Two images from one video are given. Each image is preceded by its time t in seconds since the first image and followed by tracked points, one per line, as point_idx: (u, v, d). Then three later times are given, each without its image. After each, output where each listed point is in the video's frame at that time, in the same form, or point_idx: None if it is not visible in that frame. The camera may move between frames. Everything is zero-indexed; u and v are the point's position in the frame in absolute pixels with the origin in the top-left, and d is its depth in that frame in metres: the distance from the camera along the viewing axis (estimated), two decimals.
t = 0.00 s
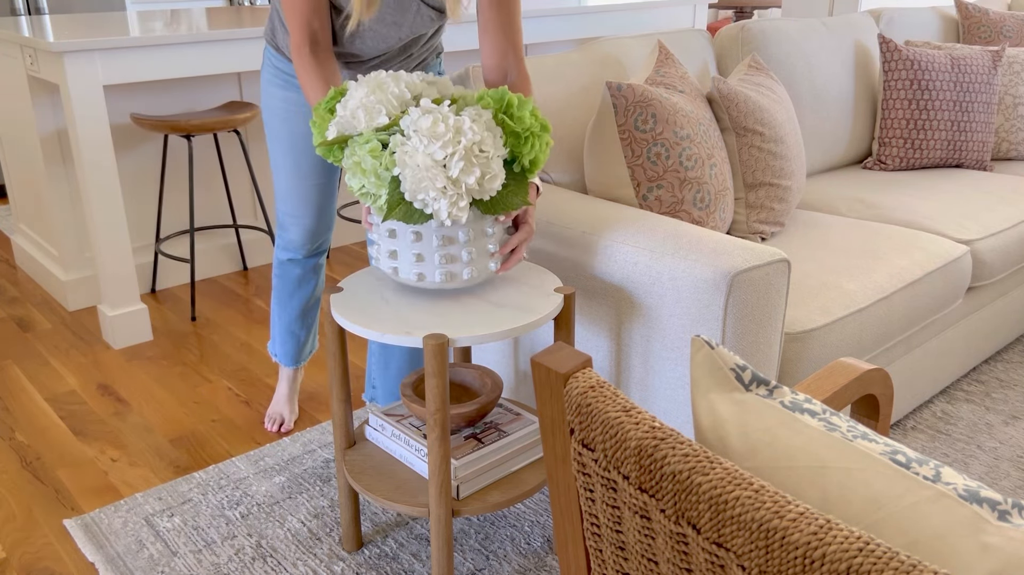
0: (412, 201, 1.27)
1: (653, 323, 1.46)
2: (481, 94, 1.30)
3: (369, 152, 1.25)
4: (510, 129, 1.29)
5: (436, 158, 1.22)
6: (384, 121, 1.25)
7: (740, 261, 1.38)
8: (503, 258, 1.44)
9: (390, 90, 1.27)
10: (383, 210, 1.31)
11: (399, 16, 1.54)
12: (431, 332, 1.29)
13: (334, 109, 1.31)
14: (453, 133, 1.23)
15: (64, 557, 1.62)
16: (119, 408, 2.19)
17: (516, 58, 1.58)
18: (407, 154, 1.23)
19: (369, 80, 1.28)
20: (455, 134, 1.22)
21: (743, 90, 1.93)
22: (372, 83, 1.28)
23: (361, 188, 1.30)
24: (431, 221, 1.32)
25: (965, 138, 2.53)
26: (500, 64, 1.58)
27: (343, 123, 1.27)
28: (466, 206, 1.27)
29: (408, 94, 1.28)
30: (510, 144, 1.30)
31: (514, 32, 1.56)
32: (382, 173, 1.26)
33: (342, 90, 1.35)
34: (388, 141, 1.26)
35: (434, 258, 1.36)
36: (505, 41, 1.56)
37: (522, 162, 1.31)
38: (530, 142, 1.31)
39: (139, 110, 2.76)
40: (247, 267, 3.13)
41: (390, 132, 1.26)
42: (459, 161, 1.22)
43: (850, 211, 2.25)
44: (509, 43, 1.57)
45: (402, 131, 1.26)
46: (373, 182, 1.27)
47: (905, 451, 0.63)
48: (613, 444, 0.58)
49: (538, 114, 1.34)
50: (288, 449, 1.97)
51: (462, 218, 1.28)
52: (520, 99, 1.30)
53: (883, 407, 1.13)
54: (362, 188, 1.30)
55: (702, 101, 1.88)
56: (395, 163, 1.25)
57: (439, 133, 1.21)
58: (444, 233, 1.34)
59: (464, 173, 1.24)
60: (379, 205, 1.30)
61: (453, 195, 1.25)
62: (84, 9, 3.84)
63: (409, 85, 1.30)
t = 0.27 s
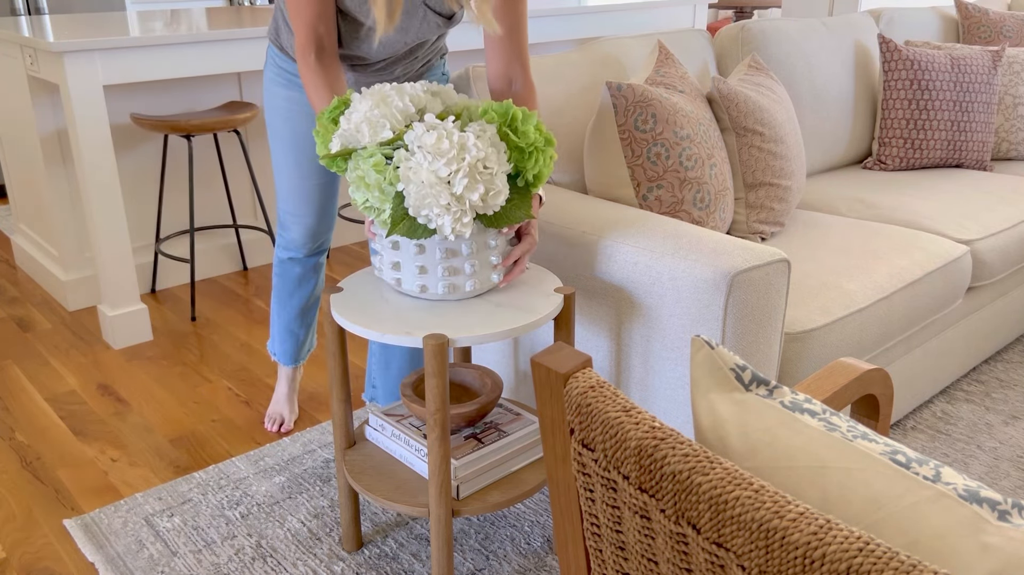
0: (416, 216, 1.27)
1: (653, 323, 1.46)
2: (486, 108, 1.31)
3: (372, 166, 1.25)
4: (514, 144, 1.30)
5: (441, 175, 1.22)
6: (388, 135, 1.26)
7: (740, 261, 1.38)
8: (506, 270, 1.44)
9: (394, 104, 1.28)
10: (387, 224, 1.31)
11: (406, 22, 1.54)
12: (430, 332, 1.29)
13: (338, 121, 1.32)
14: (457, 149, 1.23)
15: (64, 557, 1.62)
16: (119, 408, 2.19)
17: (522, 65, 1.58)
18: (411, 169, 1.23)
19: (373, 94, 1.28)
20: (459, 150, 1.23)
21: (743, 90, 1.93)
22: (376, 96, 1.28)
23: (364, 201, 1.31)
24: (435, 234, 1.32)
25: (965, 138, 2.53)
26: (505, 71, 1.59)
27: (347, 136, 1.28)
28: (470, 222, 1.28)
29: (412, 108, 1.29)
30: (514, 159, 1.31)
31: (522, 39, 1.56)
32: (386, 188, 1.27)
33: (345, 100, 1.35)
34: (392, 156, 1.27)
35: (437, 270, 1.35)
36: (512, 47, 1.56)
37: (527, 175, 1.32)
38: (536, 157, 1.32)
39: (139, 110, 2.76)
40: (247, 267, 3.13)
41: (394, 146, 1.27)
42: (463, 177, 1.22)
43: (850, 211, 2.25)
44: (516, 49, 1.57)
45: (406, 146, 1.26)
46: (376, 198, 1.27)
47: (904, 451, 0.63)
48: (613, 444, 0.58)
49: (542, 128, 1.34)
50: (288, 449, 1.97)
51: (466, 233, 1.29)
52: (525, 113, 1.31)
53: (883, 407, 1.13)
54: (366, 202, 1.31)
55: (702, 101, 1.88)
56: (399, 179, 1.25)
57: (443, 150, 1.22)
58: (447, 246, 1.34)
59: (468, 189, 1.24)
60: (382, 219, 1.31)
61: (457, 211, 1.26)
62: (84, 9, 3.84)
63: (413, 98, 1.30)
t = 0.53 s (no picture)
0: (418, 211, 1.27)
1: (653, 323, 1.46)
2: (486, 107, 1.31)
3: (374, 162, 1.25)
4: (516, 141, 1.30)
5: (443, 166, 1.22)
6: (389, 132, 1.26)
7: (740, 261, 1.38)
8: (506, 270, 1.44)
9: (396, 102, 1.29)
10: (388, 221, 1.31)
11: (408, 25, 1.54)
12: (430, 332, 1.29)
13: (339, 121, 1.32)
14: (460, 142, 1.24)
15: (64, 557, 1.62)
16: (119, 408, 2.19)
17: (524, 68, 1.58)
18: (414, 164, 1.23)
19: (375, 92, 1.29)
20: (461, 145, 1.24)
21: (743, 90, 1.93)
22: (378, 95, 1.29)
23: (366, 199, 1.30)
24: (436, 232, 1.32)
25: (965, 138, 2.53)
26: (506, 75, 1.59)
27: (349, 134, 1.28)
28: (471, 217, 1.28)
29: (414, 107, 1.30)
30: (515, 156, 1.31)
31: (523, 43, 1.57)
32: (388, 183, 1.26)
33: (346, 102, 1.36)
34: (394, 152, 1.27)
35: (438, 269, 1.35)
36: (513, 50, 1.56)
37: (528, 173, 1.32)
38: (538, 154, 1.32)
39: (139, 110, 2.76)
40: (247, 267, 3.13)
41: (396, 143, 1.27)
42: (465, 171, 1.23)
43: (850, 211, 2.25)
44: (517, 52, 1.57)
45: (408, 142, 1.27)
46: (378, 193, 1.27)
47: (904, 451, 0.63)
48: (613, 444, 0.58)
49: (543, 126, 1.35)
50: (288, 449, 1.97)
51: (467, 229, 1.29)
52: (525, 112, 1.31)
53: (883, 407, 1.13)
54: (367, 200, 1.30)
55: (702, 101, 1.88)
56: (401, 174, 1.25)
57: (446, 143, 1.23)
58: (448, 244, 1.34)
59: (469, 183, 1.24)
60: (383, 217, 1.30)
61: (459, 206, 1.25)
62: (84, 9, 3.83)
63: (414, 98, 1.31)
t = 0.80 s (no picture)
0: (418, 207, 1.27)
1: (653, 323, 1.46)
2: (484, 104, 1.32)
3: (374, 160, 1.25)
4: (515, 137, 1.30)
5: (443, 162, 1.23)
6: (388, 130, 1.26)
7: (740, 261, 1.38)
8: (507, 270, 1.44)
9: (394, 101, 1.29)
10: (388, 219, 1.31)
11: (407, 27, 1.54)
12: (430, 332, 1.29)
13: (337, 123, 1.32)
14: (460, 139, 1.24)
15: (64, 557, 1.62)
16: (119, 408, 2.19)
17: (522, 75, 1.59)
18: (413, 160, 1.23)
19: (373, 92, 1.30)
20: (461, 140, 1.24)
21: (743, 90, 1.93)
22: (376, 95, 1.30)
23: (365, 198, 1.30)
24: (436, 229, 1.32)
25: (965, 138, 2.53)
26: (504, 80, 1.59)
27: (348, 134, 1.28)
28: (472, 212, 1.27)
29: (411, 105, 1.30)
30: (514, 152, 1.31)
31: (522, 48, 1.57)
32: (388, 181, 1.26)
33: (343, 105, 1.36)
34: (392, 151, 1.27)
35: (438, 268, 1.35)
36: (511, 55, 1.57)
37: (527, 168, 1.32)
38: (537, 149, 1.32)
39: (139, 110, 2.76)
40: (247, 267, 3.13)
41: (394, 142, 1.27)
42: (465, 164, 1.23)
43: (850, 211, 2.25)
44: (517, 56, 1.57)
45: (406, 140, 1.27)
46: (378, 191, 1.27)
47: (904, 451, 0.63)
48: (613, 444, 0.58)
49: (541, 123, 1.35)
50: (288, 449, 1.97)
51: (468, 225, 1.29)
52: (523, 108, 1.32)
53: (883, 407, 1.13)
54: (367, 199, 1.30)
55: (702, 101, 1.88)
56: (400, 171, 1.25)
57: (444, 138, 1.23)
58: (448, 243, 1.34)
59: (469, 178, 1.24)
60: (383, 214, 1.30)
61: (459, 201, 1.25)
62: (84, 9, 3.83)
63: (411, 97, 1.32)
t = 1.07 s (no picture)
0: (417, 210, 1.27)
1: (653, 323, 1.46)
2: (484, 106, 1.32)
3: (373, 164, 1.26)
4: (514, 140, 1.30)
5: (442, 165, 1.23)
6: (387, 133, 1.27)
7: (740, 262, 1.38)
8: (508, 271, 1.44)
9: (393, 105, 1.30)
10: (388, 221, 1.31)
11: (404, 27, 1.54)
12: (430, 332, 1.29)
13: (336, 127, 1.33)
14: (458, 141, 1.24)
15: (64, 557, 1.62)
16: (119, 408, 2.19)
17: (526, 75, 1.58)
18: (412, 163, 1.23)
19: (373, 95, 1.30)
20: (460, 142, 1.24)
21: (743, 90, 1.93)
22: (375, 98, 1.30)
23: (365, 202, 1.30)
24: (436, 231, 1.32)
25: (966, 138, 2.53)
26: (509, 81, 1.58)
27: (347, 137, 1.29)
28: (471, 215, 1.28)
29: (411, 108, 1.31)
30: (514, 154, 1.31)
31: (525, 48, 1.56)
32: (387, 184, 1.27)
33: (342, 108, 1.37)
34: (392, 154, 1.28)
35: (439, 270, 1.35)
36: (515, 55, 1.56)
37: (527, 171, 1.32)
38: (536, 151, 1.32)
39: (139, 110, 2.76)
40: (247, 267, 3.12)
41: (394, 145, 1.28)
42: (464, 168, 1.23)
43: (850, 211, 2.25)
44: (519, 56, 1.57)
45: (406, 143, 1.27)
46: (377, 194, 1.27)
47: (905, 451, 0.63)
48: (613, 444, 0.58)
49: (541, 125, 1.35)
50: (288, 449, 1.97)
51: (467, 227, 1.29)
52: (522, 111, 1.32)
53: (883, 407, 1.13)
54: (367, 202, 1.30)
55: (702, 101, 1.88)
56: (400, 174, 1.25)
57: (443, 141, 1.23)
58: (449, 245, 1.34)
59: (468, 181, 1.24)
60: (383, 218, 1.30)
61: (459, 203, 1.26)
62: (84, 9, 3.84)
63: (410, 100, 1.32)
